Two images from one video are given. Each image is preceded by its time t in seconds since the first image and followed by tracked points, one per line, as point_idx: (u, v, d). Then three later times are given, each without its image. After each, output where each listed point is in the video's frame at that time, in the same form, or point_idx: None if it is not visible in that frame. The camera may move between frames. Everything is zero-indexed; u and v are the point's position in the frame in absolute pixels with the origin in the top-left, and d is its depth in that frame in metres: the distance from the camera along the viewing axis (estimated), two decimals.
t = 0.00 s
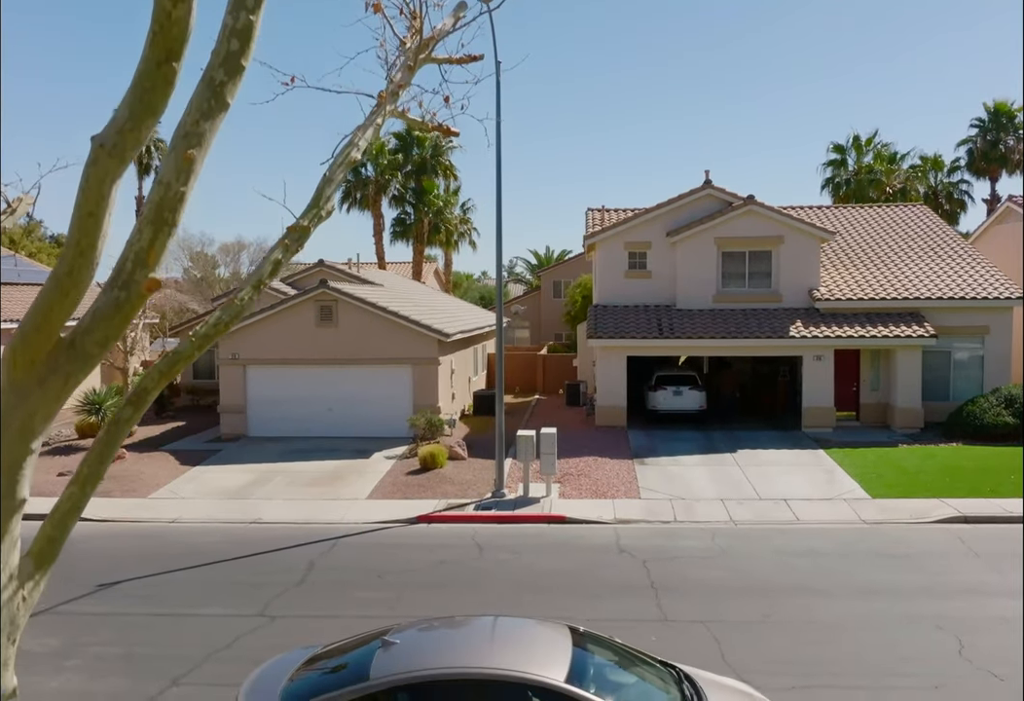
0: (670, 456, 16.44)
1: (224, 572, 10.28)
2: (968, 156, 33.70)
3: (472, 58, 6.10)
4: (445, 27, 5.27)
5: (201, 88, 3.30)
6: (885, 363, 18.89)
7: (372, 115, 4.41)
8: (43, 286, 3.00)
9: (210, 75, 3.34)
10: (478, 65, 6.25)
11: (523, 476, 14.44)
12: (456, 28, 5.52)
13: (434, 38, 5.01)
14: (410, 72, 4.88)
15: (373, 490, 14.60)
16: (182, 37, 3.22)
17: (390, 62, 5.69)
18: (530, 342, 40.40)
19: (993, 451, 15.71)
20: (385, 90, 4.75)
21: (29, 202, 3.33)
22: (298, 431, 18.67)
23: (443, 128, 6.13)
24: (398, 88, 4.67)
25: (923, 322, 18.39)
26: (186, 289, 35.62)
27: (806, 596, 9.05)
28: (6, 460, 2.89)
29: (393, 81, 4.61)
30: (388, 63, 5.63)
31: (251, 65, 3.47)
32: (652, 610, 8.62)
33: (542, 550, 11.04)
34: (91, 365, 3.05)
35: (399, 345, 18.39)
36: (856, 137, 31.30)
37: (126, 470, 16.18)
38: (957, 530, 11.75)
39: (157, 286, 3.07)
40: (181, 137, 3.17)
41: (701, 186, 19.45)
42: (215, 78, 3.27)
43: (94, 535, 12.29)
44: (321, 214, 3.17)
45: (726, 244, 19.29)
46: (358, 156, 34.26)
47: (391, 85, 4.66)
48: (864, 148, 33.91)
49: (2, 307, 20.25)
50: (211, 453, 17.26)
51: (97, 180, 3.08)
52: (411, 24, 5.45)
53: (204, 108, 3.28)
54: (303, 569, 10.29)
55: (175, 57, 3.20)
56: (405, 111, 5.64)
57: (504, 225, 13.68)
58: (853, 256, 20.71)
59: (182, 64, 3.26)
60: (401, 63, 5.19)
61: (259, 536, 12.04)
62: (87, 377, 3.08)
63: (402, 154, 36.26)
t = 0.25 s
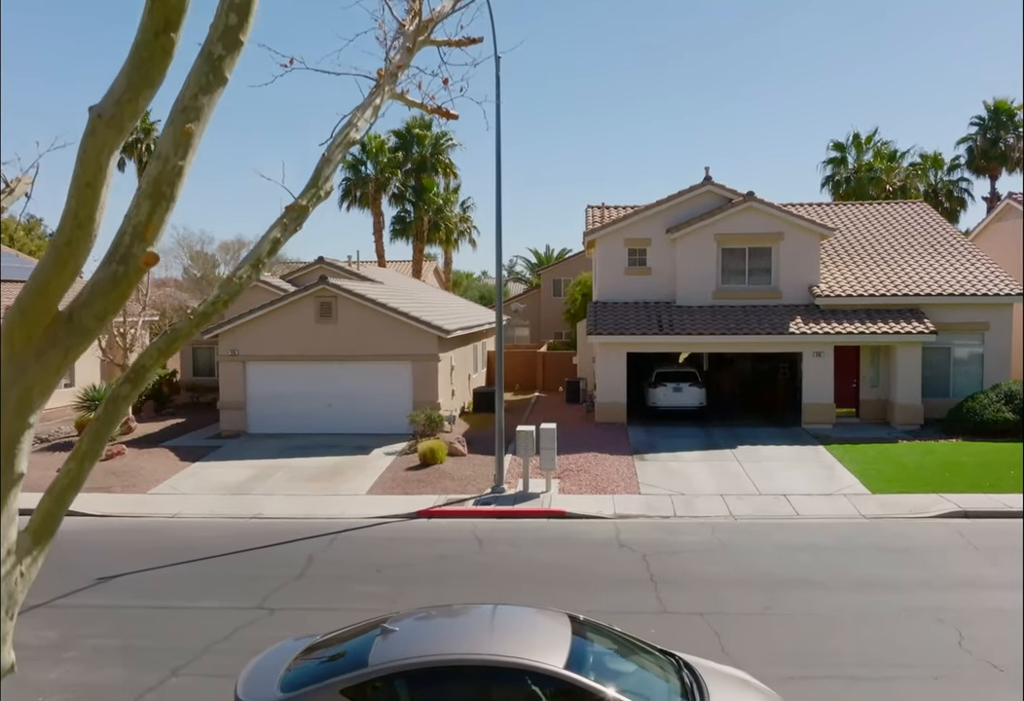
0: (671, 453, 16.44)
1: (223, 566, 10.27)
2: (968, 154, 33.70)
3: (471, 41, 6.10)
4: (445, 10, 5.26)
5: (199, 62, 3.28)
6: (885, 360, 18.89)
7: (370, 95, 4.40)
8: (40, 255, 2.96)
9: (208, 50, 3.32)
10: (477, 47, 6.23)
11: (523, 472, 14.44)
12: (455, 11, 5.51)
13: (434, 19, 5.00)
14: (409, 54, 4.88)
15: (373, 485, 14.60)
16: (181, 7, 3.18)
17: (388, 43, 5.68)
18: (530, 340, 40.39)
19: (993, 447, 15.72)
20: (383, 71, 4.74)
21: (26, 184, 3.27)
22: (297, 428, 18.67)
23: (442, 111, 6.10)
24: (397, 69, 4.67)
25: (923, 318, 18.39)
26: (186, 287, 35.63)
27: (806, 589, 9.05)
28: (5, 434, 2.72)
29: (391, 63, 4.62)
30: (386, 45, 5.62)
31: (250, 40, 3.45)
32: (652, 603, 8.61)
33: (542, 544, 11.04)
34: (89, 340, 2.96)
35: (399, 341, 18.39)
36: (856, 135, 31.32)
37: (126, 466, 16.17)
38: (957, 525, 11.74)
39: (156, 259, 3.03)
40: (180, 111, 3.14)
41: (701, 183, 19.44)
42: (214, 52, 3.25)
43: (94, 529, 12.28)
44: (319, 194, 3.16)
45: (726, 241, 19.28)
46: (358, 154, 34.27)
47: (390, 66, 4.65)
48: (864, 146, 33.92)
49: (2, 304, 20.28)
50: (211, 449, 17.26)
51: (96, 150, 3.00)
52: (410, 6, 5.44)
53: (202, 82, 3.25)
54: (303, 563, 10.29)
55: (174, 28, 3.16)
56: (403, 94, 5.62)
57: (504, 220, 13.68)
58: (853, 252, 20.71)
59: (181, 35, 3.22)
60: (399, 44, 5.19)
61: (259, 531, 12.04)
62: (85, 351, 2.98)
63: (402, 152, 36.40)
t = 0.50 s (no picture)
0: (670, 449, 16.44)
1: (223, 560, 10.26)
2: (968, 152, 33.72)
3: (469, 24, 6.08)
4: None
5: (197, 37, 3.26)
6: (884, 356, 18.88)
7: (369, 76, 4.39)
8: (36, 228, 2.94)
9: (206, 24, 3.30)
10: (475, 27, 6.21)
11: (523, 467, 14.44)
12: None
13: (433, 1, 5.00)
14: (407, 35, 4.87)
15: (373, 481, 14.60)
16: None
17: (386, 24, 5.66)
18: (530, 338, 40.39)
19: (993, 443, 15.71)
20: (381, 53, 4.73)
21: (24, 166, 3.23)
22: (297, 424, 18.66)
23: (440, 94, 6.09)
24: (396, 51, 4.66)
25: (923, 315, 18.38)
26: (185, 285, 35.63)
27: (805, 582, 9.05)
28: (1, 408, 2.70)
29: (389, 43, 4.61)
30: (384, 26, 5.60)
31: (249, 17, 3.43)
32: (652, 596, 8.61)
33: (542, 539, 11.03)
34: (86, 314, 2.94)
35: (399, 337, 18.38)
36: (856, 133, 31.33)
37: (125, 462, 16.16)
38: (957, 520, 11.73)
39: (153, 233, 3.00)
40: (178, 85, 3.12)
41: (701, 179, 19.44)
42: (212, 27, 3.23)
43: (93, 524, 12.27)
44: (318, 174, 3.15)
45: (726, 237, 19.28)
46: (357, 151, 34.26)
47: (388, 48, 4.65)
48: (864, 144, 33.92)
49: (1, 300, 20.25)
50: (210, 446, 17.25)
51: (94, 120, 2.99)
52: None
53: (200, 57, 3.24)
54: (303, 557, 10.29)
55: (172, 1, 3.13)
56: (401, 75, 5.61)
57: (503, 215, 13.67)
58: (852, 249, 20.70)
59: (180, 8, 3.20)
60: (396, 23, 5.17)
61: (258, 526, 12.03)
62: (82, 326, 2.95)
63: (402, 151, 36.43)
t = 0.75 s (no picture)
0: (670, 444, 16.44)
1: (222, 552, 10.26)
2: (968, 149, 33.70)
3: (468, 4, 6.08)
4: None
5: (196, 8, 3.26)
6: (884, 352, 18.87)
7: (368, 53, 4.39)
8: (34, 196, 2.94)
9: None
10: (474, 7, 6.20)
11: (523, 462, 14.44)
12: None
13: None
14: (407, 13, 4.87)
15: (373, 475, 14.60)
16: None
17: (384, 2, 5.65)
18: (530, 336, 40.37)
19: (993, 439, 15.70)
20: (381, 31, 4.74)
21: (21, 143, 3.20)
22: (297, 420, 18.66)
23: (440, 74, 6.08)
24: (395, 29, 4.66)
25: (923, 310, 18.37)
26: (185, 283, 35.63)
27: (804, 574, 9.05)
28: None
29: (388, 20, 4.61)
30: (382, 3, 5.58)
31: None
32: (651, 587, 8.62)
33: (541, 532, 11.03)
34: (84, 284, 2.94)
35: (399, 333, 18.38)
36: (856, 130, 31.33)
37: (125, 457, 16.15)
38: (958, 513, 11.73)
39: (151, 203, 3.02)
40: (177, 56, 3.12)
41: (701, 175, 19.44)
42: None
43: (92, 518, 12.26)
44: (317, 150, 3.16)
45: (725, 233, 19.28)
46: (357, 149, 34.26)
47: (387, 25, 4.65)
48: (864, 142, 33.91)
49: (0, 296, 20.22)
50: (210, 441, 17.24)
51: (91, 85, 2.99)
52: None
53: (199, 28, 3.24)
54: (302, 550, 10.29)
55: None
56: (399, 54, 5.60)
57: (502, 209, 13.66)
58: (852, 245, 20.69)
59: None
60: None
61: (258, 519, 12.03)
62: (80, 297, 2.95)
63: (402, 148, 36.44)
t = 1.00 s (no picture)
0: (670, 440, 16.43)
1: (221, 546, 10.25)
2: (969, 147, 33.68)
3: None
4: None
5: None
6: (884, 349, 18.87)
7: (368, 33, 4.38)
8: (32, 167, 2.93)
9: None
10: None
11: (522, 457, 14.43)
12: None
13: None
14: None
15: (372, 471, 14.60)
16: None
17: None
18: (529, 334, 40.37)
19: (993, 434, 15.70)
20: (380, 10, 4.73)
21: (19, 123, 3.19)
22: (296, 416, 18.65)
23: (438, 55, 6.07)
24: (394, 9, 4.64)
25: (923, 307, 18.36)
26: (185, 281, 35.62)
27: (804, 566, 9.04)
28: None
29: None
30: None
31: None
32: (651, 580, 8.62)
33: (541, 526, 11.02)
34: (82, 258, 2.95)
35: (398, 330, 18.37)
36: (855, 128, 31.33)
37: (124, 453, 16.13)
38: (958, 508, 11.72)
39: (149, 177, 3.06)
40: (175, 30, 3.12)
41: (701, 171, 19.44)
42: None
43: (91, 512, 12.25)
44: (316, 130, 3.16)
45: (726, 229, 19.27)
46: (357, 147, 34.25)
47: (386, 5, 4.64)
48: (864, 139, 33.90)
49: None
50: (210, 437, 17.23)
51: (88, 56, 3.00)
52: None
53: (198, 1, 3.23)
54: (302, 544, 10.28)
55: None
56: (397, 34, 5.58)
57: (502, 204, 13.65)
58: (852, 242, 20.69)
59: None
60: None
61: (257, 514, 12.02)
62: (77, 270, 2.96)
63: (402, 146, 36.46)
